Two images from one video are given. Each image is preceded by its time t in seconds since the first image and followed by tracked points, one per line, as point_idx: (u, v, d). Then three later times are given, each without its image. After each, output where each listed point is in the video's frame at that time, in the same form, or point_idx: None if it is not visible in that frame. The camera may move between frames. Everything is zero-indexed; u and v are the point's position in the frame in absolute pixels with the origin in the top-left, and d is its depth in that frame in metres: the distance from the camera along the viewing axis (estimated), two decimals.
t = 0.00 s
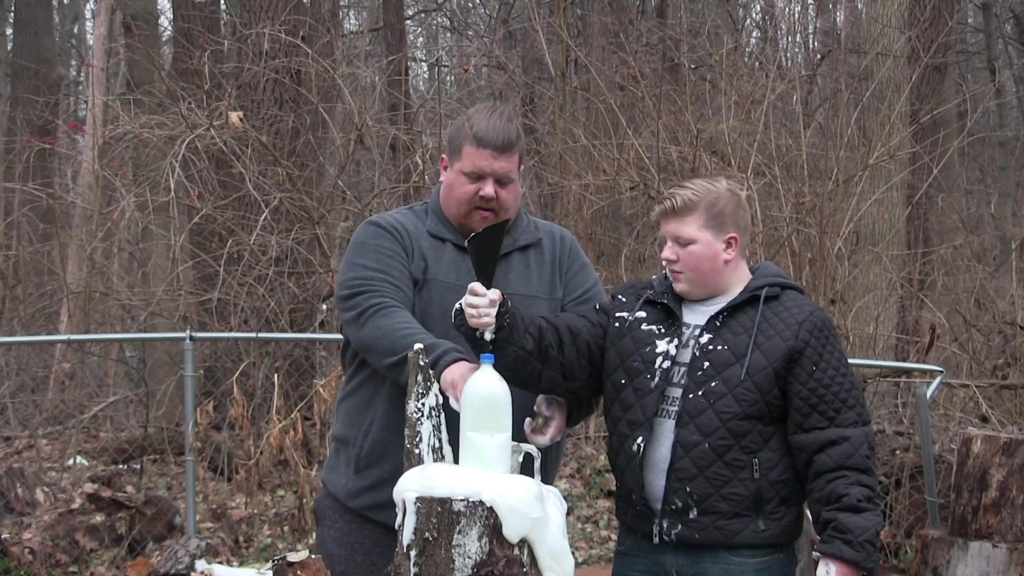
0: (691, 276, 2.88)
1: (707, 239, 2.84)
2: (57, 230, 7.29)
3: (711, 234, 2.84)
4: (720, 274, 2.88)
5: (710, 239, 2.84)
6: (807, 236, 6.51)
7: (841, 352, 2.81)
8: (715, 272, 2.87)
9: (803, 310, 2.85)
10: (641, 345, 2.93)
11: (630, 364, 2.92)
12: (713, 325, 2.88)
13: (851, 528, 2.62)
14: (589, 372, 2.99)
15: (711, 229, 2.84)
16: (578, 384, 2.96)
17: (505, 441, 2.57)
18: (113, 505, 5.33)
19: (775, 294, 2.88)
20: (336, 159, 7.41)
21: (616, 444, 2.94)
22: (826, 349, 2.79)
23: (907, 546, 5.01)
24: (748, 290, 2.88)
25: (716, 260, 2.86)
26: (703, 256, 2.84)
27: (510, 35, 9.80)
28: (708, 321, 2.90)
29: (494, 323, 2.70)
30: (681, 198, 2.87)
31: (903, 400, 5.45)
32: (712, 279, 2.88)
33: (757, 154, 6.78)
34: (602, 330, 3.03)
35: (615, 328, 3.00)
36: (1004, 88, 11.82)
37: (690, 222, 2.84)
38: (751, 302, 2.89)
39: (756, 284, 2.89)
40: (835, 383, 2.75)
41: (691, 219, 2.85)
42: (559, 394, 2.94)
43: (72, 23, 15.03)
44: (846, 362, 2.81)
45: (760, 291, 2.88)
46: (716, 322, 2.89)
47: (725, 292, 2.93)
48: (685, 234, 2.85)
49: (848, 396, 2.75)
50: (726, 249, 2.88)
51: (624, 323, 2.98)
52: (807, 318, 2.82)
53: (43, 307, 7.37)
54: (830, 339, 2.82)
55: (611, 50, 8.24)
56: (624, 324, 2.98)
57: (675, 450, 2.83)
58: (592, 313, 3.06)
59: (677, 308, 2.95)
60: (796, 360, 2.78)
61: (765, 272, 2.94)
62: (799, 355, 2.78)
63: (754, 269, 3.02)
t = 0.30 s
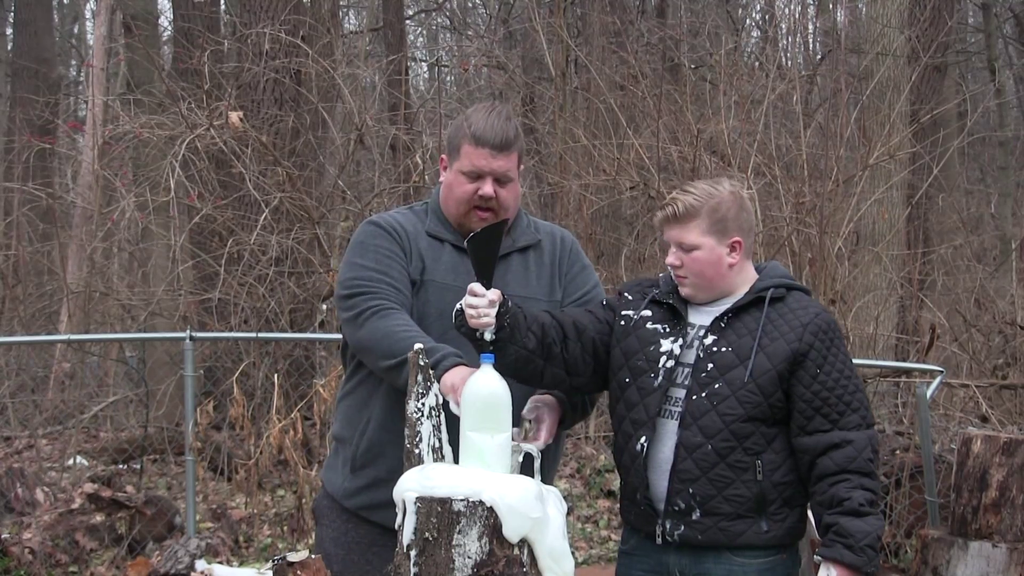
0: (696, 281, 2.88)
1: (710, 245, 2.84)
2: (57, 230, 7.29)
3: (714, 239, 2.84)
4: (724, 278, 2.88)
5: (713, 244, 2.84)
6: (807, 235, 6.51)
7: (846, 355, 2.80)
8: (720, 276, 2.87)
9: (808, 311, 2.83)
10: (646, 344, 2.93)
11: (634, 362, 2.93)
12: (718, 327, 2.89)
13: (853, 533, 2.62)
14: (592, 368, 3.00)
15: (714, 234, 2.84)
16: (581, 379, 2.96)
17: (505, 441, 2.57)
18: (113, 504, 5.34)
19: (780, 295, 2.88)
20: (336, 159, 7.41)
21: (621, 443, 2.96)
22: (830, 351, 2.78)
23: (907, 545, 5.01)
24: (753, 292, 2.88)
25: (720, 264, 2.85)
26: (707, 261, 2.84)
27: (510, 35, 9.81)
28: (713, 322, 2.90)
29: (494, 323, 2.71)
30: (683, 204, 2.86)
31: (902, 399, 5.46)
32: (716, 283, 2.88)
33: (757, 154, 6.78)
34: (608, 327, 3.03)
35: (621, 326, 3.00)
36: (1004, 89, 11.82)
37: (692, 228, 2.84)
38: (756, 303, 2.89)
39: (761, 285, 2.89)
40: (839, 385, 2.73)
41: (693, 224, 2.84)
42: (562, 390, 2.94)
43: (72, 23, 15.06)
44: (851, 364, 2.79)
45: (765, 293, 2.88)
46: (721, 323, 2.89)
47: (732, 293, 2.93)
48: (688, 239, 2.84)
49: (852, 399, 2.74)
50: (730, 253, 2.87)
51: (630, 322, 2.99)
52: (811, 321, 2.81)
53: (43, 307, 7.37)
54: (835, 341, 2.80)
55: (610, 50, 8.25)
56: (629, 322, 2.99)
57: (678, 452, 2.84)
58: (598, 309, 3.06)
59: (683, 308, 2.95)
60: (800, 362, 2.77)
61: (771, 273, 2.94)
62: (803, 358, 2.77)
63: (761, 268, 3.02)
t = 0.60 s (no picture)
0: (702, 282, 2.87)
1: (716, 246, 2.84)
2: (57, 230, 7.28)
3: (721, 241, 2.84)
4: (730, 278, 2.88)
5: (719, 245, 2.84)
6: (807, 236, 6.51)
7: (850, 357, 2.79)
8: (725, 277, 2.87)
9: (812, 313, 2.82)
10: (650, 343, 2.94)
11: (639, 361, 2.93)
12: (722, 328, 2.89)
13: (853, 536, 2.62)
14: (596, 365, 2.99)
15: (720, 235, 2.84)
16: (585, 376, 2.96)
17: (505, 441, 2.58)
18: (113, 505, 5.34)
19: (786, 297, 2.87)
20: (336, 159, 7.41)
21: (624, 442, 2.96)
22: (835, 353, 2.77)
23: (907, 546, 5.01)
24: (758, 293, 2.88)
25: (726, 266, 2.86)
26: (713, 263, 2.84)
27: (510, 35, 9.81)
28: (717, 322, 2.90)
29: (494, 325, 2.72)
30: (690, 204, 2.85)
31: (902, 400, 5.45)
32: (722, 284, 2.89)
33: (757, 154, 6.78)
34: (613, 325, 3.03)
35: (626, 325, 3.00)
36: (1003, 89, 11.82)
37: (699, 229, 2.83)
38: (761, 304, 2.88)
39: (766, 287, 2.89)
40: (843, 388, 2.73)
41: (700, 226, 2.84)
42: (565, 387, 2.94)
43: (72, 23, 15.09)
44: (855, 367, 2.78)
45: (770, 294, 2.87)
46: (725, 324, 2.89)
47: (736, 294, 2.93)
48: (694, 240, 2.84)
49: (856, 402, 2.73)
50: (736, 255, 2.87)
51: (635, 320, 2.99)
52: (816, 323, 2.80)
53: (43, 307, 7.37)
54: (839, 343, 2.80)
55: (611, 50, 8.24)
56: (634, 321, 2.99)
57: (681, 453, 2.84)
58: (605, 306, 3.07)
59: (688, 308, 2.95)
60: (803, 364, 2.76)
61: (778, 273, 2.95)
62: (807, 360, 2.76)
63: (766, 269, 3.02)
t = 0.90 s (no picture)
0: (704, 281, 2.88)
1: (720, 245, 2.84)
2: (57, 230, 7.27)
3: (724, 240, 2.84)
4: (733, 278, 2.88)
5: (723, 244, 2.84)
6: (807, 236, 6.51)
7: (852, 359, 2.79)
8: (728, 277, 2.87)
9: (814, 314, 2.82)
10: (653, 344, 2.94)
11: (642, 362, 2.93)
12: (725, 328, 2.89)
13: (855, 538, 2.62)
14: (599, 366, 3.02)
15: (723, 235, 2.84)
16: (587, 376, 3.00)
17: (506, 441, 2.58)
18: (113, 505, 5.34)
19: (788, 298, 2.87)
20: (336, 159, 7.41)
21: (627, 442, 2.96)
22: (837, 355, 2.77)
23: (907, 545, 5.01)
24: (761, 293, 2.88)
25: (729, 265, 2.86)
26: (717, 263, 2.85)
27: (510, 35, 9.81)
28: (720, 323, 2.90)
29: (494, 325, 2.72)
30: (694, 203, 2.85)
31: (902, 400, 5.44)
32: (725, 284, 2.88)
33: (756, 154, 6.77)
34: (615, 325, 3.03)
35: (629, 326, 3.00)
36: (1003, 89, 11.82)
37: (703, 228, 2.83)
38: (764, 305, 2.88)
39: (769, 287, 2.89)
40: (845, 390, 2.73)
41: (704, 225, 2.84)
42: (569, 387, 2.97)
43: (72, 23, 15.11)
44: (858, 368, 2.78)
45: (773, 295, 2.87)
46: (728, 324, 2.89)
47: (739, 294, 2.93)
48: (698, 239, 2.84)
49: (858, 403, 2.73)
50: (739, 254, 2.88)
51: (638, 321, 2.99)
52: (819, 324, 2.80)
53: (43, 307, 7.37)
54: (842, 344, 2.80)
55: (610, 50, 8.24)
56: (638, 322, 2.99)
57: (683, 453, 2.84)
58: (606, 306, 3.06)
59: (690, 308, 2.95)
60: (806, 366, 2.76)
61: (781, 273, 2.95)
62: (810, 361, 2.76)
63: (769, 269, 3.02)
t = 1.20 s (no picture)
0: (710, 283, 2.88)
1: (726, 246, 2.84)
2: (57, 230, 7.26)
3: (730, 241, 2.84)
4: (739, 279, 2.88)
5: (729, 245, 2.84)
6: (807, 236, 6.51)
7: (858, 359, 2.78)
8: (734, 278, 2.87)
9: (820, 314, 2.82)
10: (659, 345, 2.95)
11: (648, 364, 2.94)
12: (730, 329, 2.89)
13: (859, 541, 2.62)
14: (606, 367, 3.07)
15: (729, 236, 2.84)
16: (594, 378, 3.06)
17: (506, 441, 2.60)
18: (113, 505, 5.35)
19: (793, 299, 2.88)
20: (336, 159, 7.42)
21: (633, 444, 2.97)
22: (842, 356, 2.77)
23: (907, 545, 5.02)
24: (767, 294, 2.88)
25: (735, 266, 2.86)
26: (722, 264, 2.84)
27: (510, 35, 9.81)
28: (725, 324, 2.91)
29: (495, 326, 2.73)
30: (699, 205, 2.85)
31: (902, 399, 5.44)
32: (731, 285, 2.88)
33: (756, 155, 6.77)
34: (622, 326, 3.07)
35: (635, 327, 3.02)
36: (1003, 89, 11.83)
37: (709, 229, 2.83)
38: (770, 306, 2.89)
39: (775, 288, 2.89)
40: (851, 391, 2.72)
41: (709, 226, 2.83)
42: (575, 387, 3.05)
43: (72, 23, 15.13)
44: (863, 369, 2.78)
45: (779, 296, 2.87)
46: (734, 326, 2.90)
47: (745, 295, 2.93)
48: (703, 241, 2.84)
49: (864, 404, 2.73)
50: (745, 255, 2.87)
51: (644, 322, 3.01)
52: (825, 325, 2.80)
53: (43, 307, 7.38)
54: (847, 345, 2.79)
55: (610, 50, 8.24)
56: (643, 323, 3.01)
57: (689, 455, 2.85)
58: (614, 308, 3.12)
59: (696, 309, 2.96)
60: (812, 367, 2.76)
61: (786, 274, 2.95)
62: (815, 362, 2.76)
63: (774, 269, 3.03)
